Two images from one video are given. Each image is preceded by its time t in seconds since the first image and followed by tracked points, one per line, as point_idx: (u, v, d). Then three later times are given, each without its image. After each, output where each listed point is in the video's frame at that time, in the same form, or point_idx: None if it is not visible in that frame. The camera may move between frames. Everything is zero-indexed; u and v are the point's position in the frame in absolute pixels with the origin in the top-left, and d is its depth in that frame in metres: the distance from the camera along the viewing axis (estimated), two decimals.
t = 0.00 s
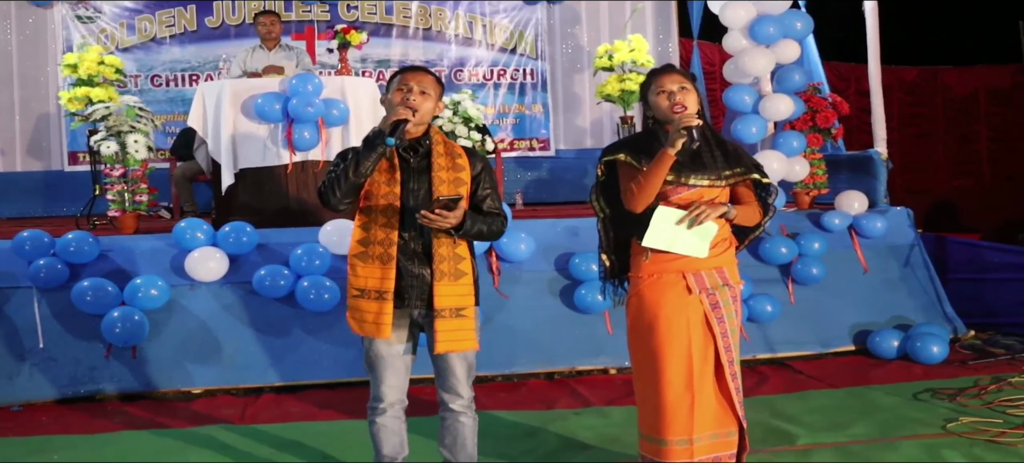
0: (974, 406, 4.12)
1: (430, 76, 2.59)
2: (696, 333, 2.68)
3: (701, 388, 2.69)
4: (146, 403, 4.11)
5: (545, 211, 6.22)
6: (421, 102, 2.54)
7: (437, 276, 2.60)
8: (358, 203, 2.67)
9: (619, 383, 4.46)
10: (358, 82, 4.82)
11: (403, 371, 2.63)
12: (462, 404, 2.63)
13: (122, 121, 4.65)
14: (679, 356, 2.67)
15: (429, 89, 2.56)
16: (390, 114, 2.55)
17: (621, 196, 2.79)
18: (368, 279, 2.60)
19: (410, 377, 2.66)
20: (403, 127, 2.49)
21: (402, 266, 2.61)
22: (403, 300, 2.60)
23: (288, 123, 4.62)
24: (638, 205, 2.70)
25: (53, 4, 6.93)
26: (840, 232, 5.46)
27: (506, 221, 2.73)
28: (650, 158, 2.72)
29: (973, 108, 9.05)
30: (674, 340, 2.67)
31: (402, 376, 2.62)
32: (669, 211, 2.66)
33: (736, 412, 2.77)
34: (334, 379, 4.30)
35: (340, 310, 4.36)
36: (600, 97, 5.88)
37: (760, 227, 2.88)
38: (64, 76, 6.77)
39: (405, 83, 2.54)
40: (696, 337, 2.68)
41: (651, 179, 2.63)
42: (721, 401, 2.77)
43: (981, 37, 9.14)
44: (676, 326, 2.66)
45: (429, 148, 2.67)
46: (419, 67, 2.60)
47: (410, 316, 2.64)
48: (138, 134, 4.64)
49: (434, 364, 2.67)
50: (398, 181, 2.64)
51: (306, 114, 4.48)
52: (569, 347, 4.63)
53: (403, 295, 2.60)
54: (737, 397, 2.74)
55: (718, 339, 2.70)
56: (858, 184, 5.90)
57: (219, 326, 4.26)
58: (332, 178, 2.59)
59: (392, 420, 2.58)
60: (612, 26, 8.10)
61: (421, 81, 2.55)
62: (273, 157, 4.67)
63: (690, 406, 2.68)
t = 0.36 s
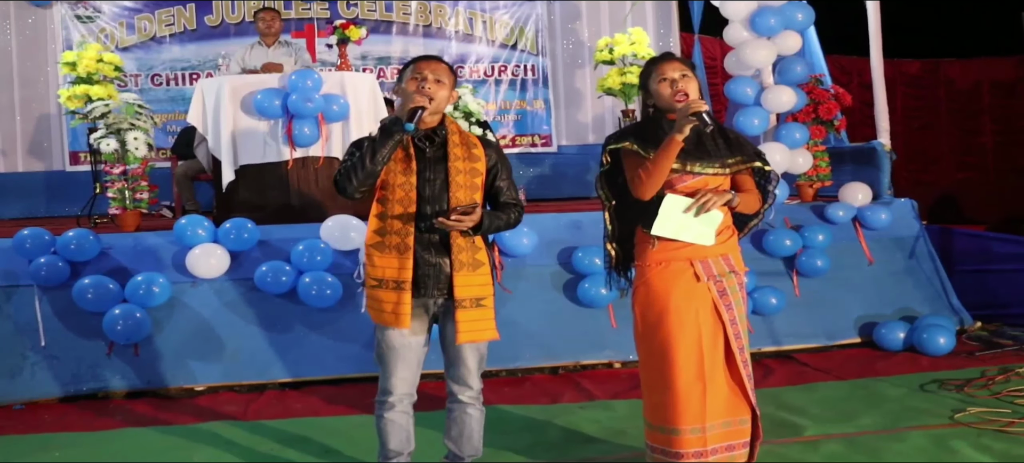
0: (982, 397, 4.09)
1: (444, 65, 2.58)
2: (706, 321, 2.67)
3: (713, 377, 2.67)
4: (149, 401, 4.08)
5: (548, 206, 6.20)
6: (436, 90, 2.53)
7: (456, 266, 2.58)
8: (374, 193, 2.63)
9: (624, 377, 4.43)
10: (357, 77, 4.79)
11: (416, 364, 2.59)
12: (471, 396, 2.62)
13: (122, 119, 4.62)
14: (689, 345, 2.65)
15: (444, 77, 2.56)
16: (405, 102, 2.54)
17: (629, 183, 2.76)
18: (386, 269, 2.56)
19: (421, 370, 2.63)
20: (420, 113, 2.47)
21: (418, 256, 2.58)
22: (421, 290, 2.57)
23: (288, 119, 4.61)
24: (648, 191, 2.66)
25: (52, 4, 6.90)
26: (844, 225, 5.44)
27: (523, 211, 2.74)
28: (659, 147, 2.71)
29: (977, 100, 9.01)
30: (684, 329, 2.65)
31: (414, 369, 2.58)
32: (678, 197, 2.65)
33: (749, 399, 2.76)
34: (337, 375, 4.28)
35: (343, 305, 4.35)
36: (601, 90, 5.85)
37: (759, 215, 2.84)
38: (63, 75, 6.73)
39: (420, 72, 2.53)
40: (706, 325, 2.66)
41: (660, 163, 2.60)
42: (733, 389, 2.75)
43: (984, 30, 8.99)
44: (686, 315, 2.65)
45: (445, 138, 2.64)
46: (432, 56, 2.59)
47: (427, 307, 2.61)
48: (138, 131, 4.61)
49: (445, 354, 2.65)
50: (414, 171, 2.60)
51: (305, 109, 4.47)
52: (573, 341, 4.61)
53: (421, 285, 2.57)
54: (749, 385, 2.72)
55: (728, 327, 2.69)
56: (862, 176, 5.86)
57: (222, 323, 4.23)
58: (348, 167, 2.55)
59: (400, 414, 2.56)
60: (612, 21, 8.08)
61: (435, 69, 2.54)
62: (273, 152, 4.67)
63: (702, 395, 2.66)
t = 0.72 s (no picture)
0: (987, 389, 4.06)
1: (450, 54, 2.56)
2: (709, 311, 2.66)
3: (716, 367, 2.66)
4: (149, 399, 4.05)
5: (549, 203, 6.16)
6: (441, 80, 2.51)
7: (458, 257, 2.55)
8: (377, 183, 2.61)
9: (626, 373, 4.40)
10: (356, 73, 4.78)
11: (417, 357, 2.57)
12: (472, 389, 2.59)
13: (119, 117, 4.62)
14: (694, 335, 2.63)
15: (450, 68, 2.53)
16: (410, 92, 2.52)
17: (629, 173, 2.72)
18: (388, 259, 2.54)
19: (423, 363, 2.60)
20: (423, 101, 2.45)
21: (421, 246, 2.56)
22: (423, 281, 2.55)
23: (286, 115, 4.59)
24: (649, 181, 2.63)
25: (50, 5, 6.88)
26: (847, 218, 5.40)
27: (528, 203, 2.70)
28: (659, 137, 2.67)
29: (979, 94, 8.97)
30: (687, 319, 2.64)
31: (415, 361, 2.56)
32: (680, 187, 2.63)
33: (753, 390, 2.74)
34: (337, 372, 4.25)
35: (343, 302, 4.32)
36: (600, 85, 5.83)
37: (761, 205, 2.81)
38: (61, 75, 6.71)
39: (425, 62, 2.51)
40: (710, 314, 2.65)
41: (660, 151, 2.57)
42: (736, 380, 2.74)
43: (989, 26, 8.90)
44: (690, 304, 2.63)
45: (450, 128, 2.62)
46: (438, 46, 2.57)
47: (429, 298, 2.58)
48: (136, 130, 4.62)
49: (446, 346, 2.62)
50: (418, 162, 2.57)
51: (303, 105, 4.45)
52: (574, 337, 4.57)
53: (423, 275, 2.55)
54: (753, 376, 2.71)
55: (732, 317, 2.68)
56: (864, 170, 5.83)
57: (221, 320, 4.21)
58: (351, 155, 2.54)
59: (401, 408, 2.53)
60: (612, 17, 8.06)
61: (441, 59, 2.52)
62: (272, 148, 4.65)
63: (707, 386, 2.64)
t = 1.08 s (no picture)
0: (993, 378, 4.02)
1: (450, 40, 2.51)
2: (708, 297, 2.63)
3: (716, 355, 2.62)
4: (148, 393, 4.02)
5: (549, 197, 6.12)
6: (440, 66, 2.46)
7: (453, 244, 2.52)
8: (375, 170, 2.59)
9: (628, 365, 4.36)
10: (353, 66, 4.76)
11: (416, 346, 2.54)
12: (472, 379, 2.54)
13: (116, 111, 4.60)
14: (692, 322, 2.61)
15: (449, 53, 2.48)
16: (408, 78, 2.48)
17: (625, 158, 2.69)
18: (384, 246, 2.51)
19: (423, 353, 2.58)
20: (418, 87, 2.40)
21: (417, 233, 2.53)
22: (418, 268, 2.52)
23: (284, 108, 4.56)
24: (643, 165, 2.60)
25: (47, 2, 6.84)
26: (849, 209, 5.37)
27: (528, 189, 2.63)
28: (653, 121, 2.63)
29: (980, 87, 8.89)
30: (685, 305, 2.61)
31: (413, 350, 2.53)
32: (676, 172, 2.60)
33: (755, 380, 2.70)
34: (337, 366, 4.21)
35: (341, 296, 4.29)
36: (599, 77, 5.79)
37: (764, 190, 2.78)
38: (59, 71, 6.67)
39: (425, 47, 2.46)
40: (708, 301, 2.62)
41: (654, 136, 2.54)
42: (736, 370, 2.70)
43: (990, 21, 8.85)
44: (687, 291, 2.61)
45: (448, 114, 2.58)
46: (439, 31, 2.52)
47: (425, 285, 2.55)
48: (132, 123, 4.59)
49: (446, 334, 2.59)
50: (415, 147, 2.54)
51: (301, 98, 4.42)
52: (576, 330, 4.54)
53: (419, 262, 2.52)
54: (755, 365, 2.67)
55: (731, 304, 2.64)
56: (865, 161, 5.79)
57: (219, 315, 4.17)
58: (346, 143, 2.53)
59: (400, 397, 2.49)
60: (611, 11, 8.04)
61: (440, 45, 2.47)
62: (270, 142, 4.64)
63: (706, 374, 2.61)
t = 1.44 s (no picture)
0: (1002, 364, 3.96)
1: (446, 16, 2.45)
2: (694, 280, 2.61)
3: (698, 339, 2.61)
4: (144, 385, 3.96)
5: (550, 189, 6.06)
6: (436, 43, 2.40)
7: (451, 225, 2.46)
8: (372, 149, 2.53)
9: (631, 355, 4.30)
10: (351, 54, 4.70)
11: (414, 329, 2.49)
12: (472, 363, 2.49)
13: (111, 101, 4.55)
14: (676, 303, 2.61)
15: (445, 30, 2.42)
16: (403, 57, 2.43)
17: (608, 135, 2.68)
18: (381, 227, 2.46)
19: (419, 337, 2.51)
20: (412, 64, 2.35)
21: (413, 214, 2.48)
22: (416, 249, 2.47)
23: (281, 98, 4.50)
24: (625, 142, 2.59)
25: None
26: (853, 197, 5.32)
27: (529, 169, 2.57)
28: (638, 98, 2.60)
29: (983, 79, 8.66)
30: (670, 286, 2.61)
31: (411, 332, 2.48)
32: (661, 152, 2.58)
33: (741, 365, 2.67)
34: (336, 357, 4.14)
35: (340, 286, 4.25)
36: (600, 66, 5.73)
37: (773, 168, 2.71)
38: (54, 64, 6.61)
39: (421, 24, 2.41)
40: (693, 284, 2.60)
41: (637, 113, 2.51)
42: (718, 354, 2.68)
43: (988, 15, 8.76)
44: (672, 272, 2.60)
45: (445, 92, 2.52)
46: (435, 7, 2.46)
47: (422, 267, 2.50)
48: (128, 113, 4.54)
49: (445, 317, 2.54)
50: (412, 126, 2.48)
51: (298, 87, 4.37)
52: (579, 319, 4.48)
53: (416, 243, 2.47)
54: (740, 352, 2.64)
55: (718, 288, 2.61)
56: (869, 149, 5.73)
57: (216, 306, 4.13)
58: (341, 124, 2.47)
59: (398, 382, 2.44)
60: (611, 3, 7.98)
61: (436, 21, 2.41)
62: (266, 132, 4.57)
63: (685, 357, 2.61)
